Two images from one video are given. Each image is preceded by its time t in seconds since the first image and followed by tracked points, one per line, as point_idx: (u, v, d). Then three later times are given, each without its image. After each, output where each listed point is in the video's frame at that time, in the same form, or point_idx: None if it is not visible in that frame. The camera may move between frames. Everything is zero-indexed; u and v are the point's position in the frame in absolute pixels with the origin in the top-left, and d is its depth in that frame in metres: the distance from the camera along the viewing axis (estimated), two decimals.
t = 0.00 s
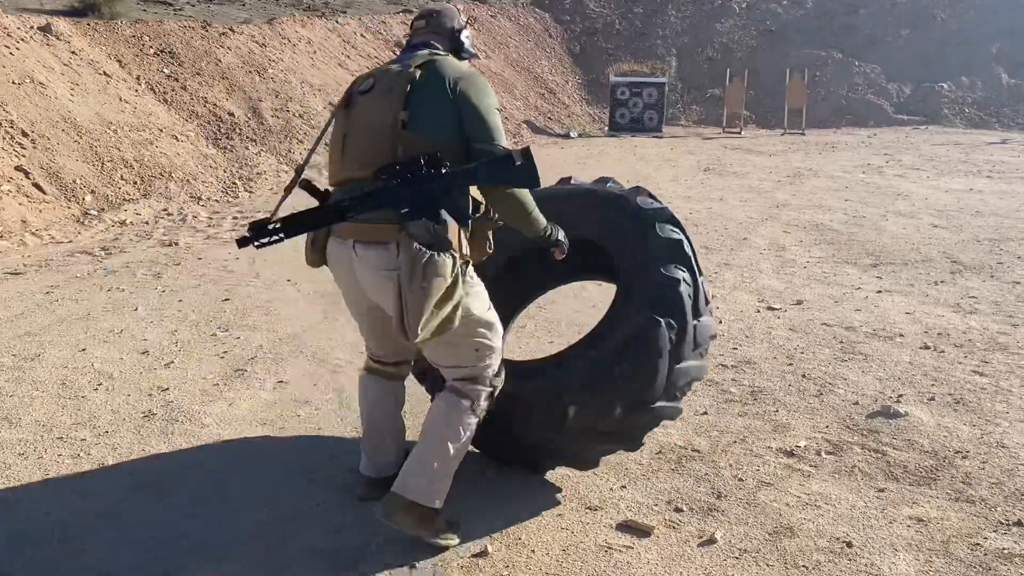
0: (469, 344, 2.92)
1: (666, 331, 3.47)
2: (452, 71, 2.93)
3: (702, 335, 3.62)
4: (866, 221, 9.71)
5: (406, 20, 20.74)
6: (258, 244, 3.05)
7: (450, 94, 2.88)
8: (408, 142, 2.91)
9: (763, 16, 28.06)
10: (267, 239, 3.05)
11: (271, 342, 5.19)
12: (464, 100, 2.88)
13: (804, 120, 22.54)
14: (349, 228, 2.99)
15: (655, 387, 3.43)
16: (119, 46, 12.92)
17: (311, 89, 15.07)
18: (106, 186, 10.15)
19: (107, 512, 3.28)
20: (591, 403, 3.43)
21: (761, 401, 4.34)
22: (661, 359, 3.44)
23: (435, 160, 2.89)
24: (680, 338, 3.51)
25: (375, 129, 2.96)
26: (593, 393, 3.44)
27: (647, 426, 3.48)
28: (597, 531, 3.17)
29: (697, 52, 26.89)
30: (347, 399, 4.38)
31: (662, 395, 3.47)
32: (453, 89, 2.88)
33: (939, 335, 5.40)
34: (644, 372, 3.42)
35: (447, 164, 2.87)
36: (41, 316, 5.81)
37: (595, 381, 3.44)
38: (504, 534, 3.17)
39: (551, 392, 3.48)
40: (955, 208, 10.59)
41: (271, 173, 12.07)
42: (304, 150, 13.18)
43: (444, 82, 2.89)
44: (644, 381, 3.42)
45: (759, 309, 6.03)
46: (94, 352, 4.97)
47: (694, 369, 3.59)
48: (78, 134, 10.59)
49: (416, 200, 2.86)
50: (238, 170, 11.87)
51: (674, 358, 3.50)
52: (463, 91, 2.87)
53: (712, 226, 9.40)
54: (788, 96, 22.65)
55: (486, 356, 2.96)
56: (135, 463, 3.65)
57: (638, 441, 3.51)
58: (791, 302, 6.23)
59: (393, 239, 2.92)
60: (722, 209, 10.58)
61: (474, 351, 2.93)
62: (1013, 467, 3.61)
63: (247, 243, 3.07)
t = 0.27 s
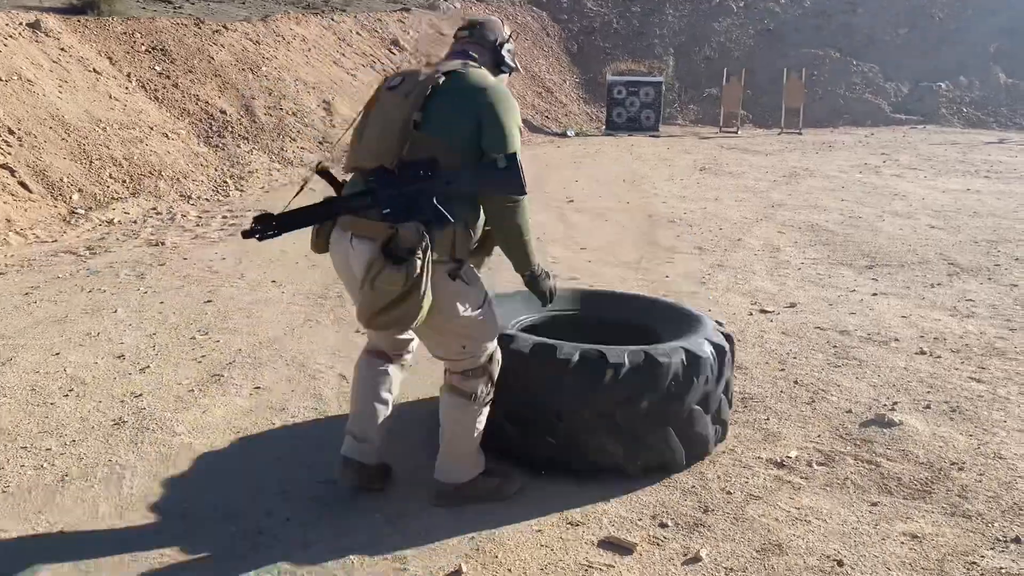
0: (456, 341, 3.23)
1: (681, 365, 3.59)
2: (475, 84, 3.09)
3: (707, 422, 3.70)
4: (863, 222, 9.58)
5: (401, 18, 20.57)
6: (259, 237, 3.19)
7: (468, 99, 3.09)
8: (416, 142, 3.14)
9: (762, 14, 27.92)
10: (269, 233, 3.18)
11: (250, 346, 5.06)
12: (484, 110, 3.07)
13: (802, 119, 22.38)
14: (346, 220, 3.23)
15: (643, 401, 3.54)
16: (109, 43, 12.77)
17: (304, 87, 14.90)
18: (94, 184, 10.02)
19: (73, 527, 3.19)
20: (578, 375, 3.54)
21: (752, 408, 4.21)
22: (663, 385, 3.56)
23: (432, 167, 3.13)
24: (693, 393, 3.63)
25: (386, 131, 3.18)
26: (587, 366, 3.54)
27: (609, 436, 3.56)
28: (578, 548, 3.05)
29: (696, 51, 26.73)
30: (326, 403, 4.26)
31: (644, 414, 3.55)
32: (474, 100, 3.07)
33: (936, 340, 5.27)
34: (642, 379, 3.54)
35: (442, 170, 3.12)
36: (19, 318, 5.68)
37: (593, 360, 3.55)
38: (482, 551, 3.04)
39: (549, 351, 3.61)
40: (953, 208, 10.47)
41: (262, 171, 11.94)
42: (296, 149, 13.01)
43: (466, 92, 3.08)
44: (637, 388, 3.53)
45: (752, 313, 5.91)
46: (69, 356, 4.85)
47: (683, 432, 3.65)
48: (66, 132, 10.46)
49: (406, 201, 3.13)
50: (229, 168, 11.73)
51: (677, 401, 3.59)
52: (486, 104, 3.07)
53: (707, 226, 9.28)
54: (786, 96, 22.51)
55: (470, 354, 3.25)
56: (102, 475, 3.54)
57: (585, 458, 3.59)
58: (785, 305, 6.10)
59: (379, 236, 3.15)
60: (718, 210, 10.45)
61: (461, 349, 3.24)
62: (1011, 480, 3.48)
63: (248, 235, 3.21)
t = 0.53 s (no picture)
0: (438, 349, 3.03)
1: (665, 367, 3.34)
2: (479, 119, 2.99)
3: (701, 431, 3.43)
4: (857, 224, 9.44)
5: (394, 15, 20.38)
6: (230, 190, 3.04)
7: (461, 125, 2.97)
8: (407, 154, 3.02)
9: (758, 12, 27.76)
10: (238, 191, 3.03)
11: (220, 354, 4.90)
12: (482, 147, 2.96)
13: (797, 118, 22.22)
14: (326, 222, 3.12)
15: (623, 409, 3.31)
16: (93, 40, 12.57)
17: (294, 83, 14.71)
18: (74, 183, 9.85)
19: (27, 541, 3.08)
20: (555, 385, 3.34)
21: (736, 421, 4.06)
22: (646, 391, 3.32)
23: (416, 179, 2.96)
24: (682, 401, 3.36)
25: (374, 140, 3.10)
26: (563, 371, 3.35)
27: (588, 444, 3.34)
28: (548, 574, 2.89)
29: (692, 49, 26.57)
30: (294, 416, 4.11)
31: (625, 424, 3.32)
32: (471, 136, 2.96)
33: (929, 348, 5.12)
34: (621, 384, 3.31)
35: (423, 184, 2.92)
36: None
37: (570, 365, 3.35)
38: None
39: (531, 356, 3.43)
40: (948, 210, 10.33)
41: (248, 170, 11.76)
42: (284, 147, 12.84)
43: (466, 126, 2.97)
44: (615, 395, 3.31)
45: (741, 319, 5.75)
46: (31, 364, 4.68)
47: (676, 444, 3.38)
48: (46, 130, 10.28)
49: (386, 204, 2.94)
50: (214, 167, 11.55)
51: (663, 409, 3.35)
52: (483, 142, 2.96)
53: (698, 228, 9.13)
54: (781, 94, 22.35)
55: (454, 362, 3.05)
56: (53, 493, 3.38)
57: (567, 464, 3.38)
58: (775, 310, 5.94)
59: (357, 241, 3.01)
60: (710, 211, 10.29)
61: (444, 355, 3.04)
62: (1004, 499, 3.33)
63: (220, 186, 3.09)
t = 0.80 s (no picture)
0: (408, 341, 2.99)
1: (636, 378, 3.24)
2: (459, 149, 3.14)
3: (674, 445, 3.31)
4: (854, 226, 9.30)
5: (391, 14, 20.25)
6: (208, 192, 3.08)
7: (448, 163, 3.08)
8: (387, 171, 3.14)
9: (759, 13, 27.64)
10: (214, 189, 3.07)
11: (192, 359, 4.77)
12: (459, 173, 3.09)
13: (797, 119, 22.08)
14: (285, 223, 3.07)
15: (591, 421, 3.21)
16: (84, 39, 12.46)
17: (288, 83, 14.57)
18: (61, 183, 9.73)
19: None
20: (521, 395, 3.24)
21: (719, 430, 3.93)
22: (615, 402, 3.21)
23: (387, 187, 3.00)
24: (653, 414, 3.25)
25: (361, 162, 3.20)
26: (530, 379, 3.25)
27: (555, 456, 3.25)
28: None
29: (691, 49, 26.41)
30: (262, 424, 3.99)
31: (593, 435, 3.22)
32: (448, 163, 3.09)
33: (921, 355, 4.98)
34: (589, 394, 3.21)
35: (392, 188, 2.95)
36: None
37: (537, 373, 3.25)
38: None
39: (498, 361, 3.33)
40: (947, 212, 10.20)
41: (239, 171, 11.63)
42: (277, 147, 12.71)
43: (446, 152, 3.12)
44: (583, 405, 3.21)
45: (729, 324, 5.62)
46: None
47: (646, 457, 3.27)
48: (34, 129, 10.16)
49: (350, 204, 2.92)
50: (205, 167, 11.43)
51: (633, 422, 3.24)
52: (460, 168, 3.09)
53: (692, 230, 8.99)
54: (781, 95, 22.21)
55: (429, 351, 3.00)
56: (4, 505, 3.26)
57: (535, 475, 3.28)
58: (765, 316, 5.82)
59: (300, 238, 2.88)
60: (704, 212, 10.17)
61: (418, 345, 3.00)
62: (993, 516, 3.20)
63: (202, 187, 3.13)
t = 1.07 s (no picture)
0: (373, 401, 2.93)
1: (603, 397, 3.15)
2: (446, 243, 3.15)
3: (645, 466, 3.20)
4: (851, 233, 9.17)
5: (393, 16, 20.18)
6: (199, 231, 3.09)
7: (434, 252, 3.11)
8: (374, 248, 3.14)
9: (765, 16, 27.50)
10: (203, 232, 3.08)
11: (165, 370, 4.68)
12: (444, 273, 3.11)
13: (801, 122, 21.93)
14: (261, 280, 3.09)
15: (557, 442, 3.11)
16: (80, 41, 12.40)
17: (286, 85, 14.50)
18: (53, 186, 9.66)
19: None
20: (485, 412, 3.14)
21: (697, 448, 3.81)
22: (581, 422, 3.12)
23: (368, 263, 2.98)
24: (621, 435, 3.15)
25: (346, 230, 3.23)
26: (494, 398, 3.15)
27: (519, 478, 3.14)
28: None
29: (695, 52, 26.28)
30: (230, 438, 3.89)
31: (559, 457, 3.12)
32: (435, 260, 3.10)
33: (911, 369, 4.86)
34: (555, 414, 3.12)
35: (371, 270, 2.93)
36: None
37: (502, 392, 3.15)
38: None
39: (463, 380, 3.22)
40: (947, 219, 10.07)
41: (234, 173, 11.55)
42: (273, 150, 12.64)
43: (436, 246, 3.13)
44: (549, 426, 3.12)
45: (717, 335, 5.50)
46: None
47: (615, 477, 3.17)
48: (26, 132, 10.09)
49: (327, 277, 2.91)
50: (199, 170, 11.35)
51: (599, 443, 3.14)
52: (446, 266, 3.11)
53: (686, 236, 8.87)
54: (785, 99, 22.06)
55: (392, 409, 2.92)
56: None
57: (499, 497, 3.17)
58: (754, 326, 5.70)
59: (264, 309, 2.90)
60: (701, 218, 10.05)
61: (382, 403, 2.92)
62: (975, 543, 3.08)
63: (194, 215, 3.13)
